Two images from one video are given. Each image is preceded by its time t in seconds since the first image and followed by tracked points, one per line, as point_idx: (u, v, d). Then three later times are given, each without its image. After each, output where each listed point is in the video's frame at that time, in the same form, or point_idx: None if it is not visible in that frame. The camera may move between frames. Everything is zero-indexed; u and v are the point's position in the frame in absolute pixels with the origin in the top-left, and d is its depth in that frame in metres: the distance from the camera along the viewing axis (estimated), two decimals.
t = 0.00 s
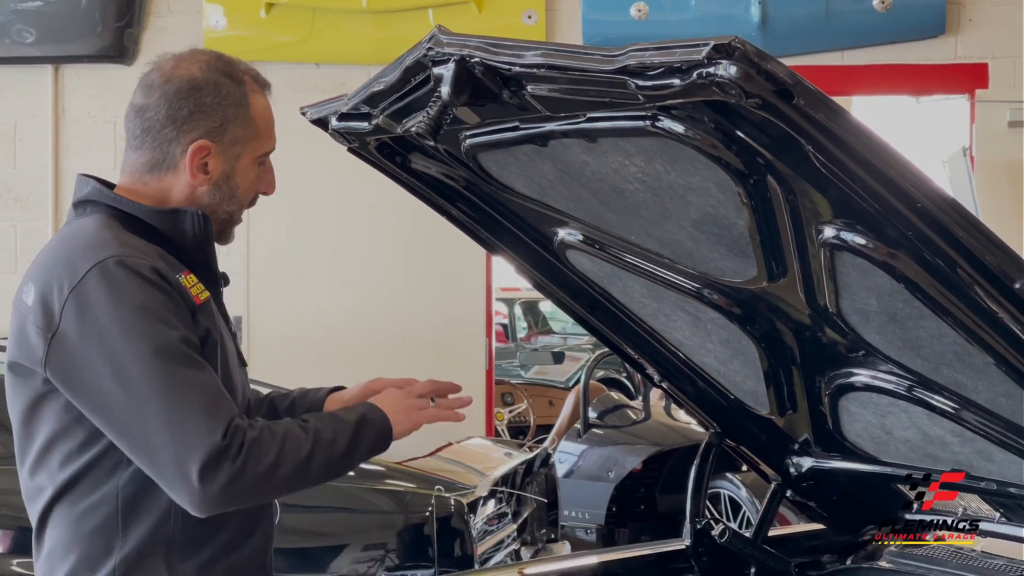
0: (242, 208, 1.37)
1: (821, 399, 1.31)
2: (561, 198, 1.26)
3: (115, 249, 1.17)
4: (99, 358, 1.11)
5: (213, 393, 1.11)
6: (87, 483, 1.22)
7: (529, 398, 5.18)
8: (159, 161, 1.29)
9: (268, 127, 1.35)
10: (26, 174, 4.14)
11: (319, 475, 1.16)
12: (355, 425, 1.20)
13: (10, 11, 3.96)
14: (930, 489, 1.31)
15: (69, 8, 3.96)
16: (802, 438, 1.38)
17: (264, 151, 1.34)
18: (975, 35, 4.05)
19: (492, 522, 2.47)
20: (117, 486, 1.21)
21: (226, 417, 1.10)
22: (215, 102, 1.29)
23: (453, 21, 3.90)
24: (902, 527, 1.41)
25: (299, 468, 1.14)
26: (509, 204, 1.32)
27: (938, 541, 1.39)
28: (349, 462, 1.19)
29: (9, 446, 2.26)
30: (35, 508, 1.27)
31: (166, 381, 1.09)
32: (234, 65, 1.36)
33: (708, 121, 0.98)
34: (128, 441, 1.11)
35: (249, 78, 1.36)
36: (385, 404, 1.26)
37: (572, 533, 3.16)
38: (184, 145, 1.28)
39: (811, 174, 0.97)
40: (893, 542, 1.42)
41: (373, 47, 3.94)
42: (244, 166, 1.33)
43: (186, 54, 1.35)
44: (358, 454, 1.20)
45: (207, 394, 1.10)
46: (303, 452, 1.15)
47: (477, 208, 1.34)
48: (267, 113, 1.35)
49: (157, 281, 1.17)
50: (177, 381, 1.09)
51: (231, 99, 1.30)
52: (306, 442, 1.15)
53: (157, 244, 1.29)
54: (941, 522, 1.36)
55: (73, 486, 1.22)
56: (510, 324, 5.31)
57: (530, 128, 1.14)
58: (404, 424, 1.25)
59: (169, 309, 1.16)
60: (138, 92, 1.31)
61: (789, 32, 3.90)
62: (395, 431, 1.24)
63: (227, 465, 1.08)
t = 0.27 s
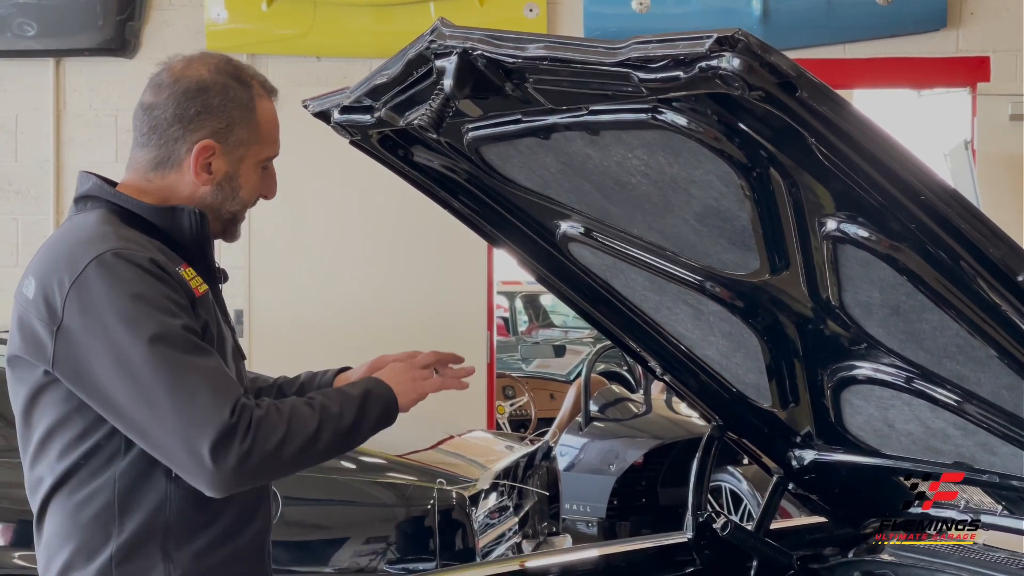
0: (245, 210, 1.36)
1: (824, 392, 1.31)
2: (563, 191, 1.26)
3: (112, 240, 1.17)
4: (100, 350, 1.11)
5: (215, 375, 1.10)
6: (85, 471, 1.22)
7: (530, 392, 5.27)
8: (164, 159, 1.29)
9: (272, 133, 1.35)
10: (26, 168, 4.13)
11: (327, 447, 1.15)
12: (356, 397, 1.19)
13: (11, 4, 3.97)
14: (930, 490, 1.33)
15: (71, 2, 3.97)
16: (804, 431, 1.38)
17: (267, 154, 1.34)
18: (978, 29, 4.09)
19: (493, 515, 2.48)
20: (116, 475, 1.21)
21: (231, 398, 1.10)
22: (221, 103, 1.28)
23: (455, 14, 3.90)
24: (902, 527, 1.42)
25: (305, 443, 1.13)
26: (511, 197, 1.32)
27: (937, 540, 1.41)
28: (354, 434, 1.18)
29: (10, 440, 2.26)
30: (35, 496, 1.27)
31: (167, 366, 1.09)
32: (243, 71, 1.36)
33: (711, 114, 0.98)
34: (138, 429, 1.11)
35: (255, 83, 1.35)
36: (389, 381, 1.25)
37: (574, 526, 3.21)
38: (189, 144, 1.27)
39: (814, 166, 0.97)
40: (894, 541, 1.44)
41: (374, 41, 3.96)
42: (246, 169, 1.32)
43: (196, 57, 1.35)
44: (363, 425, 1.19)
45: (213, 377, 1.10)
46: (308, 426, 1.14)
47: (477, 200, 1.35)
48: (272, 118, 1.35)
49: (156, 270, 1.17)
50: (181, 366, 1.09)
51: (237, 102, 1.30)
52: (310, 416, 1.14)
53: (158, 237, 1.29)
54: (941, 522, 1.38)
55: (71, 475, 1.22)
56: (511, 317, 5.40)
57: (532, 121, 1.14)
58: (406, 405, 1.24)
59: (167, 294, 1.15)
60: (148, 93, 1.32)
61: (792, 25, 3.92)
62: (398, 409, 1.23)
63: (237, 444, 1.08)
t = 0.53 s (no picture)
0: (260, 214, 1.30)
1: (826, 378, 1.31)
2: (565, 177, 1.26)
3: (118, 220, 1.16)
4: (107, 326, 1.09)
5: (222, 344, 1.07)
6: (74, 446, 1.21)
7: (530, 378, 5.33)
8: (188, 150, 1.25)
9: (301, 146, 1.27)
10: (26, 154, 4.15)
11: (345, 408, 1.09)
12: (384, 349, 1.13)
13: None
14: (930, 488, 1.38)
15: None
16: (805, 418, 1.39)
17: (291, 165, 1.27)
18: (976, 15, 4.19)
19: (494, 501, 2.49)
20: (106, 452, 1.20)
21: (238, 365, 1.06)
22: (252, 106, 1.22)
23: None
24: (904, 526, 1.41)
25: (322, 403, 1.07)
26: (515, 184, 1.31)
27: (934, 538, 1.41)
28: (383, 387, 1.11)
29: (10, 427, 2.27)
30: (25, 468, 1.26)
31: (171, 336, 1.05)
32: (285, 79, 1.30)
33: (714, 100, 0.97)
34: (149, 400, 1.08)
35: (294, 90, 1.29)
36: (439, 327, 1.17)
37: (575, 513, 3.22)
38: (213, 141, 1.22)
39: (817, 152, 0.97)
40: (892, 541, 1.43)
41: (376, 28, 4.01)
42: (265, 177, 1.25)
43: (245, 59, 1.30)
44: (392, 381, 1.12)
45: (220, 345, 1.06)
46: (324, 386, 1.08)
47: (480, 186, 1.33)
48: (304, 132, 1.27)
49: (168, 250, 1.15)
50: (187, 333, 1.05)
51: (269, 107, 1.24)
52: (327, 376, 1.08)
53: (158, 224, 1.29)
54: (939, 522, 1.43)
55: (60, 450, 1.21)
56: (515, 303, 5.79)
57: (535, 107, 1.13)
58: (454, 350, 1.16)
59: (173, 268, 1.13)
60: (188, 87, 1.27)
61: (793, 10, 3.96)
62: (444, 354, 1.15)
63: (245, 409, 1.04)
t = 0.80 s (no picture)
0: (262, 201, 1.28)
1: (826, 362, 1.31)
2: (565, 159, 1.25)
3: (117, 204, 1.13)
4: (100, 313, 1.06)
5: (210, 335, 1.00)
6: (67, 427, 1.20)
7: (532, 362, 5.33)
8: (192, 132, 1.24)
9: (305, 133, 1.24)
10: (25, 136, 4.32)
11: (328, 427, 0.95)
12: (382, 371, 0.98)
13: None
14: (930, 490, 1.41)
15: None
16: (805, 401, 1.39)
17: (294, 153, 1.24)
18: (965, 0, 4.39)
19: (493, 486, 2.47)
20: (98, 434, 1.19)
21: (224, 359, 0.99)
22: (257, 92, 1.21)
23: None
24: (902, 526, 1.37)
25: (302, 417, 0.95)
26: (515, 168, 1.30)
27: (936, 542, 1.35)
28: (369, 417, 0.96)
29: (10, 410, 2.29)
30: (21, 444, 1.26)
31: (157, 321, 1.00)
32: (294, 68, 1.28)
33: (714, 82, 0.97)
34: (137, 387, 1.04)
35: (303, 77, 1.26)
36: (448, 361, 0.97)
37: (574, 497, 3.19)
38: (215, 124, 1.21)
39: (818, 135, 0.96)
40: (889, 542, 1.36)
41: (374, 13, 4.20)
42: (266, 163, 1.23)
43: (256, 46, 1.29)
44: (381, 412, 0.96)
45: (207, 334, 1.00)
46: (307, 397, 0.96)
47: (480, 170, 1.32)
48: (310, 121, 1.25)
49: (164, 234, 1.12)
50: (171, 320, 1.00)
51: (273, 93, 1.21)
52: (312, 389, 0.96)
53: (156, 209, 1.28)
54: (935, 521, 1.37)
55: (53, 429, 1.21)
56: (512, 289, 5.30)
57: (533, 89, 1.13)
58: (456, 395, 0.95)
59: (168, 255, 1.08)
60: (199, 70, 1.27)
61: None
62: (443, 395, 0.96)
63: (221, 403, 0.96)
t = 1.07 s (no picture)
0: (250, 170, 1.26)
1: (825, 334, 1.31)
2: (563, 131, 1.24)
3: (106, 181, 1.09)
4: (81, 285, 1.03)
5: (188, 333, 0.98)
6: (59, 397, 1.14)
7: (527, 334, 5.83)
8: (174, 102, 1.22)
9: (291, 98, 1.22)
10: (22, 111, 4.34)
11: (286, 468, 0.92)
12: (359, 434, 0.94)
13: None
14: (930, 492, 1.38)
15: None
16: (804, 374, 1.39)
17: (280, 118, 1.21)
18: None
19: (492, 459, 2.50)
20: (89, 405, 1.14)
21: (201, 361, 0.97)
22: (238, 57, 1.19)
23: None
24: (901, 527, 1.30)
25: (266, 448, 0.92)
26: (514, 140, 1.29)
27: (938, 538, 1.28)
28: (332, 475, 0.93)
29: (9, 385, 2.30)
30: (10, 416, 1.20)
31: (133, 317, 0.98)
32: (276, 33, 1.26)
33: (712, 51, 0.96)
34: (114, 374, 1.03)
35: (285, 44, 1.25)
36: (419, 456, 0.94)
37: (572, 471, 3.23)
38: (197, 91, 1.19)
39: (817, 105, 0.96)
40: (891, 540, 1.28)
41: None
42: (253, 130, 1.21)
43: (237, 13, 1.27)
44: (345, 475, 0.93)
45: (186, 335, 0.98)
46: (278, 430, 0.93)
47: (478, 142, 1.31)
48: (295, 85, 1.23)
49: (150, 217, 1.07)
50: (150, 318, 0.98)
51: (255, 58, 1.20)
52: (285, 424, 0.93)
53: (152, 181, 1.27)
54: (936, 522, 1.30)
55: (46, 402, 1.15)
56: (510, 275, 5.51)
57: (531, 60, 1.12)
58: (417, 493, 0.92)
59: (154, 242, 1.05)
60: (181, 40, 1.25)
61: None
62: (402, 489, 0.92)
63: (188, 409, 0.94)
